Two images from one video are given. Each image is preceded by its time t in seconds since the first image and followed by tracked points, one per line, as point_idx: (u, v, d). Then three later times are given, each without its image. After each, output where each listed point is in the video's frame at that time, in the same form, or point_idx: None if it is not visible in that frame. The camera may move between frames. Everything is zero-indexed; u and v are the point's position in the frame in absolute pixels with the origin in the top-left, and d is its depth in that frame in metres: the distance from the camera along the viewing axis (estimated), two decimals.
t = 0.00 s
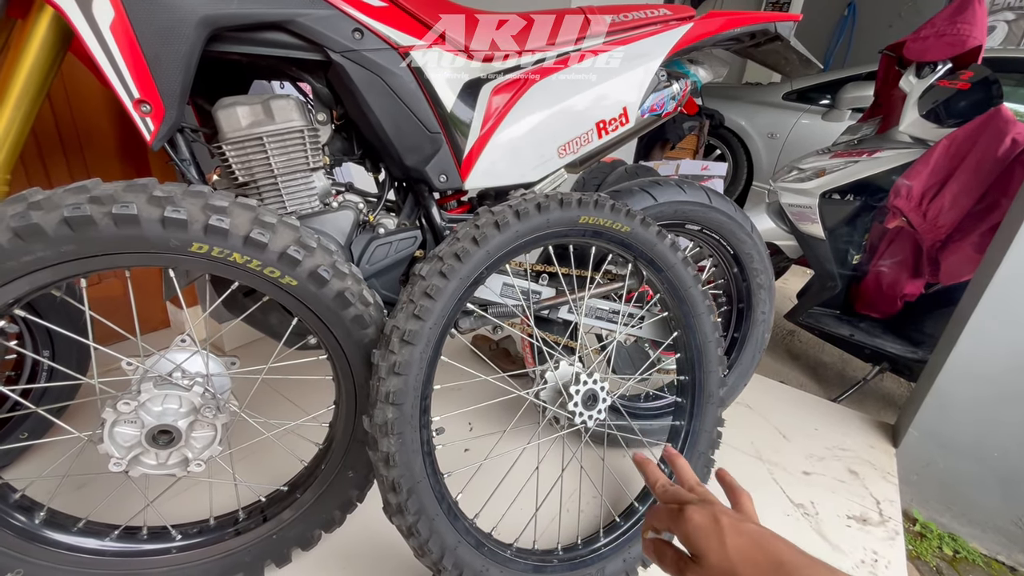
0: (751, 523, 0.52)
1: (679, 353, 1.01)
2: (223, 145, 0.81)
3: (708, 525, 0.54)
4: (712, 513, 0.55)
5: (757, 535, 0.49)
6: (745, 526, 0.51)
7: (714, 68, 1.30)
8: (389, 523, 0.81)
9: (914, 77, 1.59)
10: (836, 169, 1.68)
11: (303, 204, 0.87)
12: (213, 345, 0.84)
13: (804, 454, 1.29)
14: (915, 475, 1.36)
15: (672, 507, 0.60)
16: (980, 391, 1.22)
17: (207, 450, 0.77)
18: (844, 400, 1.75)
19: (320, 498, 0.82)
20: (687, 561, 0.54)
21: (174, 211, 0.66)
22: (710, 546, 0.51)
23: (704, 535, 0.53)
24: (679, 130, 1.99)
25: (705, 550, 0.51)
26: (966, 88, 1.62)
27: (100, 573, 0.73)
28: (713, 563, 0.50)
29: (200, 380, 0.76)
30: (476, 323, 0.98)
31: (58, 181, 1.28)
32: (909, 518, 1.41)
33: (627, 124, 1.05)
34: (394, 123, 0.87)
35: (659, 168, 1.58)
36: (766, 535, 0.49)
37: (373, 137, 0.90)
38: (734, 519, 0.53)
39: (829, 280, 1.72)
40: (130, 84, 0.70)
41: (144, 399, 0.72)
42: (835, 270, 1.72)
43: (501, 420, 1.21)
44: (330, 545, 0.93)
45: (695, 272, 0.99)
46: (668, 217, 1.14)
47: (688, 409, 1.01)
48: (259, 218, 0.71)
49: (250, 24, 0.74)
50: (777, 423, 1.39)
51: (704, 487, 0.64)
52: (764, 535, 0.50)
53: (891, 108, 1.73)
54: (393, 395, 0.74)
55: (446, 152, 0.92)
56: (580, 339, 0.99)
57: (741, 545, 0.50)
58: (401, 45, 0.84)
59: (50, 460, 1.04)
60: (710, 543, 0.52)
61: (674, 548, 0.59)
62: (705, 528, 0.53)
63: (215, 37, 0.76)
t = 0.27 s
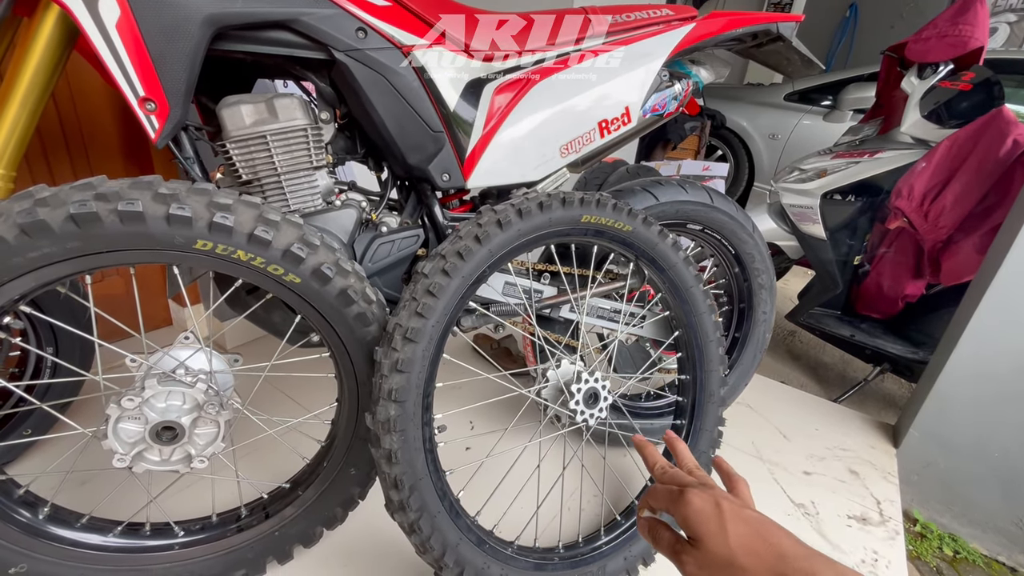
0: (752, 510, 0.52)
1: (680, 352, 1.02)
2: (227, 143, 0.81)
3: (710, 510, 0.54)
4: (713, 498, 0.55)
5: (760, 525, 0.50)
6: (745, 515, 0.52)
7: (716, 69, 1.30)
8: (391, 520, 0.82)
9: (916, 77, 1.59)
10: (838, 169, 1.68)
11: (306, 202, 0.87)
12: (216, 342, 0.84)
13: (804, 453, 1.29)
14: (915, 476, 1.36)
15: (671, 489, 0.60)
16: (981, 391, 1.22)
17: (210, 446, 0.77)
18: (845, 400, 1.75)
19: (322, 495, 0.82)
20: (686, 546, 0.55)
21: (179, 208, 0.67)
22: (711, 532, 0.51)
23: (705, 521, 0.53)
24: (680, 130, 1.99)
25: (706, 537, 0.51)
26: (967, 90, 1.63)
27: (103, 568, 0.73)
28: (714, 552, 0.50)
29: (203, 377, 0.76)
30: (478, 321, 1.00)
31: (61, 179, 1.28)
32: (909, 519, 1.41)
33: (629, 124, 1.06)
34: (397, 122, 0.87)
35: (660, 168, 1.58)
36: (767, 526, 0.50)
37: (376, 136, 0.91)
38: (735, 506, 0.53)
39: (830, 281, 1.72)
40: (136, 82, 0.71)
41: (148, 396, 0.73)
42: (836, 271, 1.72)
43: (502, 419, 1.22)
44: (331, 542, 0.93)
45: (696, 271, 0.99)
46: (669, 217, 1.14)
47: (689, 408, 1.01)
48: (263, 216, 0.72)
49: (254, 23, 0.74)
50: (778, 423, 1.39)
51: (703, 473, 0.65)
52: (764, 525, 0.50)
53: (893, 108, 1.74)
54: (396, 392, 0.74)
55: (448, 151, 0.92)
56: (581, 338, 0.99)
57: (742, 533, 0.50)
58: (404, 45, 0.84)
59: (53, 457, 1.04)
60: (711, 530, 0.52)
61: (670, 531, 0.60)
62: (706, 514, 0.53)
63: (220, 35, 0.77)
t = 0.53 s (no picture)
0: (747, 500, 0.52)
1: (680, 353, 1.02)
2: (228, 143, 0.82)
3: (705, 499, 0.53)
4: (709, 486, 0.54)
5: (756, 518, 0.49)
6: (741, 506, 0.51)
7: (716, 70, 1.30)
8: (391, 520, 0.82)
9: (916, 79, 1.59)
10: (837, 171, 1.68)
11: (306, 203, 0.87)
12: (216, 342, 0.84)
13: (804, 455, 1.29)
14: (914, 477, 1.36)
15: (664, 473, 0.59)
16: (980, 393, 1.22)
17: (210, 446, 0.78)
18: (844, 402, 1.75)
19: (321, 495, 0.82)
20: (678, 533, 0.54)
21: (180, 208, 0.67)
22: (705, 522, 0.51)
23: (700, 509, 0.52)
24: (681, 131, 1.99)
25: (702, 527, 0.50)
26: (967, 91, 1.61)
27: (103, 567, 0.74)
28: (709, 542, 0.49)
29: (204, 377, 0.76)
30: (478, 322, 0.99)
31: (62, 179, 1.28)
32: (909, 520, 1.41)
33: (629, 126, 1.06)
34: (397, 123, 0.88)
35: (660, 169, 1.57)
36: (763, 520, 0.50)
37: (377, 136, 0.91)
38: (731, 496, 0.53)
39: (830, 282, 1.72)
40: (137, 83, 0.71)
41: (148, 396, 0.73)
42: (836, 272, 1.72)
43: (502, 419, 1.22)
44: (331, 542, 0.94)
45: (695, 273, 1.00)
46: (669, 218, 1.14)
47: (688, 409, 1.02)
48: (263, 217, 0.72)
49: (256, 24, 0.75)
50: (777, 424, 1.39)
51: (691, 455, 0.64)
52: (760, 519, 0.50)
53: (893, 111, 1.75)
54: (395, 393, 0.74)
55: (448, 152, 0.93)
56: (581, 339, 0.99)
57: (738, 525, 0.49)
58: (406, 46, 0.85)
59: (53, 456, 1.04)
60: (707, 520, 0.51)
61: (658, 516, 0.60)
62: (702, 502, 0.52)
63: (221, 37, 0.77)
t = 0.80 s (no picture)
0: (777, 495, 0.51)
1: (682, 354, 1.02)
2: (228, 143, 0.81)
3: (737, 488, 0.51)
4: (744, 476, 0.51)
5: (779, 515, 0.49)
6: (770, 501, 0.50)
7: (717, 71, 1.30)
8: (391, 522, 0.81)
9: (918, 80, 1.59)
10: (839, 172, 1.68)
11: (307, 203, 0.87)
12: (216, 343, 0.84)
13: (805, 457, 1.29)
14: (916, 480, 1.36)
15: (697, 451, 0.55)
16: (982, 395, 1.22)
17: (210, 447, 0.77)
18: (845, 404, 1.75)
19: (321, 497, 0.82)
20: (698, 513, 0.53)
21: (179, 208, 0.66)
22: (733, 513, 0.49)
23: (729, 499, 0.50)
24: (682, 132, 1.99)
25: (728, 520, 0.49)
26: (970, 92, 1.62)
27: (102, 569, 0.73)
28: (730, 533, 0.49)
29: (203, 378, 0.76)
30: (479, 323, 0.98)
31: (62, 178, 1.28)
32: (910, 523, 1.41)
33: (630, 126, 1.06)
34: (398, 123, 0.87)
35: (661, 170, 1.57)
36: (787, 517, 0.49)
37: (378, 136, 0.91)
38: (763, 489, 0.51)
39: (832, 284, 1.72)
40: (137, 82, 0.71)
41: (147, 396, 0.73)
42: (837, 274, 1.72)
43: (502, 420, 1.22)
44: (331, 544, 0.93)
45: (697, 274, 0.99)
46: (670, 219, 1.14)
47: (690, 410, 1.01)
48: (264, 217, 0.71)
49: (257, 24, 0.74)
50: (778, 426, 1.38)
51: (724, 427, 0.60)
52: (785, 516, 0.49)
53: (894, 112, 1.74)
54: (396, 394, 0.74)
55: (450, 152, 0.92)
56: (582, 340, 0.99)
57: (764, 520, 0.49)
58: (408, 46, 0.84)
59: (53, 457, 1.04)
60: (734, 511, 0.49)
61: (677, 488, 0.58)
62: (734, 492, 0.50)
63: (222, 36, 0.77)
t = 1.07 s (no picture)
0: (770, 499, 0.50)
1: (681, 355, 1.01)
2: (228, 143, 0.81)
3: (728, 493, 0.50)
4: (734, 481, 0.52)
5: (774, 517, 0.48)
6: (763, 504, 0.50)
7: (717, 71, 1.30)
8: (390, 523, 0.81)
9: (918, 81, 1.58)
10: (839, 173, 1.67)
11: (306, 203, 0.87)
12: (215, 343, 0.84)
13: (805, 458, 1.29)
14: (916, 481, 1.36)
15: (689, 465, 0.55)
16: (982, 396, 1.22)
17: (209, 448, 0.77)
18: (845, 405, 1.75)
19: (320, 497, 0.81)
20: (694, 526, 0.53)
21: (178, 208, 0.66)
22: (726, 517, 0.49)
23: (719, 502, 0.50)
24: (682, 133, 1.98)
25: (719, 522, 0.49)
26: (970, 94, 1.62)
27: (101, 570, 0.73)
28: (722, 535, 0.49)
29: (203, 378, 0.76)
30: (478, 323, 0.99)
31: (62, 178, 1.28)
32: (910, 524, 1.40)
33: (630, 127, 1.06)
34: (398, 123, 0.87)
35: (661, 170, 1.57)
36: (780, 521, 0.48)
37: (377, 137, 0.90)
38: (756, 492, 0.51)
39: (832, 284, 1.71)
40: (136, 82, 0.71)
41: (146, 397, 0.72)
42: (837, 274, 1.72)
43: (502, 421, 1.21)
44: (330, 544, 0.93)
45: (697, 274, 0.99)
46: (671, 220, 1.14)
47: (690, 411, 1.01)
48: (263, 217, 0.71)
49: (256, 24, 0.74)
50: (778, 427, 1.38)
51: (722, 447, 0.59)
52: (779, 519, 0.49)
53: (894, 113, 1.74)
54: (395, 395, 0.74)
55: (449, 153, 0.92)
56: (582, 340, 0.98)
57: (758, 522, 0.48)
58: (408, 46, 0.84)
59: (51, 457, 1.04)
60: (724, 514, 0.49)
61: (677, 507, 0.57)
62: (724, 497, 0.50)
63: (221, 36, 0.76)
